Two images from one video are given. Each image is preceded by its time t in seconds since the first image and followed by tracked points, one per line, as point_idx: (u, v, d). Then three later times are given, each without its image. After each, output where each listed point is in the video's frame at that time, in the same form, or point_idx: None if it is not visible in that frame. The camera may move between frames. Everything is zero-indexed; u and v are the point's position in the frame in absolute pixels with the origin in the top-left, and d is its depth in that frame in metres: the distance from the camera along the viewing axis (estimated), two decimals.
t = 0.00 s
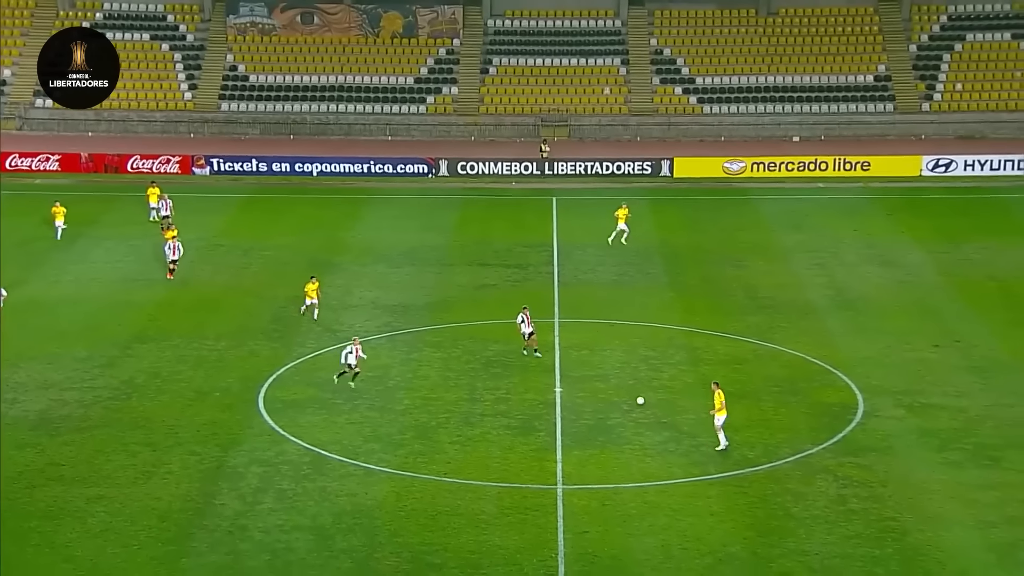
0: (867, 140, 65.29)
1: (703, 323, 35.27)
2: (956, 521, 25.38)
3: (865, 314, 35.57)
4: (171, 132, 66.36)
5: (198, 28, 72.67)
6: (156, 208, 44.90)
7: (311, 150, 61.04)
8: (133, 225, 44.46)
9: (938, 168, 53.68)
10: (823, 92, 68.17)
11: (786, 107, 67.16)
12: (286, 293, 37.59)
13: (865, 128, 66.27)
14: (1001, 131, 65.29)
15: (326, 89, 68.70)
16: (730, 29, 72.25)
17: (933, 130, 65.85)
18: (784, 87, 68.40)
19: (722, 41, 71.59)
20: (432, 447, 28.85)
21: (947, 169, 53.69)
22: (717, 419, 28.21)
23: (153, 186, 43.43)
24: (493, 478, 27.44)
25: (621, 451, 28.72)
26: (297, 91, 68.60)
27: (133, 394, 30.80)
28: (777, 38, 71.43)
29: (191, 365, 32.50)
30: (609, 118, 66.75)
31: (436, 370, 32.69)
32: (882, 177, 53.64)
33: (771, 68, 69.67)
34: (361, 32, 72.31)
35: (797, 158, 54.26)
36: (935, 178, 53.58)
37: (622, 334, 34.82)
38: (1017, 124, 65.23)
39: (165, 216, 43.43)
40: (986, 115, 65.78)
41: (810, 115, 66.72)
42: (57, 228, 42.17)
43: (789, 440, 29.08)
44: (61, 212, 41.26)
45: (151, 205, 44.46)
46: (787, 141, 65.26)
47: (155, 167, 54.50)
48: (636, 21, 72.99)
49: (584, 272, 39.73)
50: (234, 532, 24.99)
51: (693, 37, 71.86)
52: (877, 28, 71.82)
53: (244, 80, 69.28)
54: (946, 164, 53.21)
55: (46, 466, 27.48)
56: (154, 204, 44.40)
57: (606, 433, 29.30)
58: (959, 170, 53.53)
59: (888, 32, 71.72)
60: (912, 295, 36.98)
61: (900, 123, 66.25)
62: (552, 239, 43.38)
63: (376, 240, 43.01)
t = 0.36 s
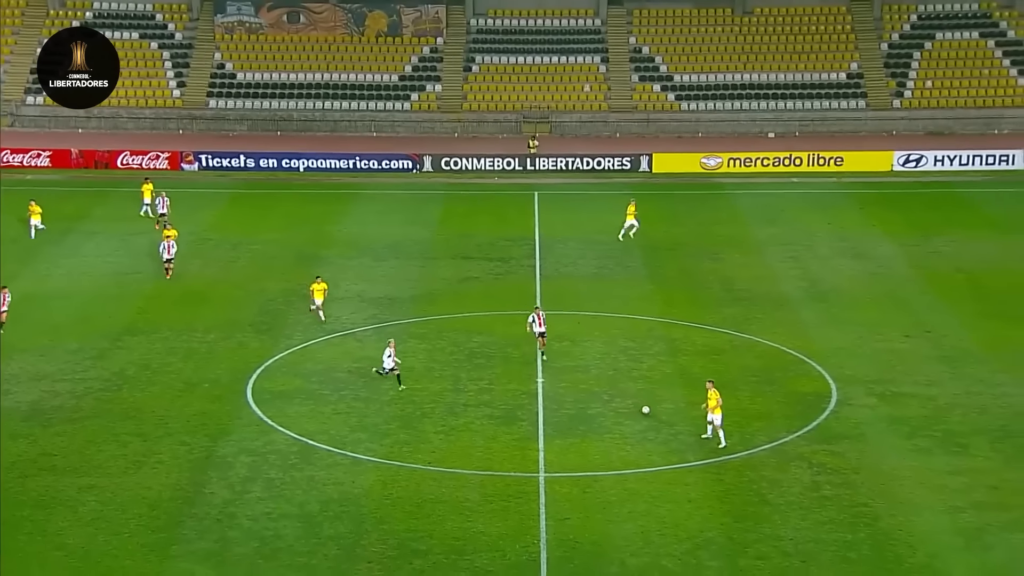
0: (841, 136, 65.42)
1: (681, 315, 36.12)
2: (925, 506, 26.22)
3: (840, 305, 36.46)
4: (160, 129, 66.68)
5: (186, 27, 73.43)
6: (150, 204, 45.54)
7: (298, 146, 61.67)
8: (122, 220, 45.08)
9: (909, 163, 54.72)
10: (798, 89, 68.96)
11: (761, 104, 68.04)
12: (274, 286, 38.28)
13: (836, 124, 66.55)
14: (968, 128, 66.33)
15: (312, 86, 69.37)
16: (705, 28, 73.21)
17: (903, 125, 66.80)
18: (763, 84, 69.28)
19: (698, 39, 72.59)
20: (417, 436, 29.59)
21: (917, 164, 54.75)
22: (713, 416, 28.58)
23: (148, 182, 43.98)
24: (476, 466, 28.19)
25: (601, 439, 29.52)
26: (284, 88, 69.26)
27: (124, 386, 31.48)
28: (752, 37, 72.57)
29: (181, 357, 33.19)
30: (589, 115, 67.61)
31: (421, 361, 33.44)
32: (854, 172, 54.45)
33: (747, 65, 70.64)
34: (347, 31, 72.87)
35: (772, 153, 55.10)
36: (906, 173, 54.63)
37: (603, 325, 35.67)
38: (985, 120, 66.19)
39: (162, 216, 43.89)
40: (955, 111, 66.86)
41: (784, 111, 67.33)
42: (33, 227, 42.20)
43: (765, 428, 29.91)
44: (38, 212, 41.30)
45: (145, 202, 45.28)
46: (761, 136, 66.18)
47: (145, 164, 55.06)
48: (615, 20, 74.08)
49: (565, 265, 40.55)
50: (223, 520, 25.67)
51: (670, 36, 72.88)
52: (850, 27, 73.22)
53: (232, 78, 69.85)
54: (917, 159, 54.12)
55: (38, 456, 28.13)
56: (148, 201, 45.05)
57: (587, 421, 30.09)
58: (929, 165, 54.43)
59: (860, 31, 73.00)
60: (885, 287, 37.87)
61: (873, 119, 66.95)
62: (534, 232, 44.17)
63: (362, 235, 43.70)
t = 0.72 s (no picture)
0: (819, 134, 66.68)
1: (664, 308, 37.04)
2: (898, 492, 27.08)
3: (817, 299, 37.43)
4: (154, 127, 67.40)
5: (180, 27, 74.09)
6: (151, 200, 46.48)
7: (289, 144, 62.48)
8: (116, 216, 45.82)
9: (883, 161, 55.89)
10: (778, 88, 69.82)
11: (740, 103, 69.03)
12: (265, 281, 39.06)
13: (815, 122, 67.80)
14: (941, 126, 67.47)
15: (303, 85, 70.14)
16: (686, 28, 74.29)
17: (878, 124, 67.94)
18: (745, 83, 70.28)
19: (679, 39, 73.60)
20: (406, 426, 30.39)
21: (891, 161, 55.90)
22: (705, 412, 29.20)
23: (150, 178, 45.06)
24: (464, 455, 29.00)
25: (585, 428, 30.38)
26: (274, 87, 69.99)
27: (120, 378, 32.25)
28: (732, 37, 73.68)
29: (175, 350, 33.96)
30: (573, 114, 68.22)
31: (409, 354, 34.27)
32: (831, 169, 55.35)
33: (727, 65, 71.65)
34: (336, 31, 73.64)
35: (751, 150, 56.27)
36: (880, 169, 55.93)
37: (586, 318, 36.60)
38: (956, 118, 67.36)
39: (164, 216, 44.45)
40: (927, 110, 68.12)
41: (764, 109, 68.33)
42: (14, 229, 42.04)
43: (744, 418, 30.80)
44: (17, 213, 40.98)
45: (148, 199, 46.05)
46: (740, 134, 66.67)
47: (138, 161, 55.74)
48: (600, 21, 74.80)
49: (550, 259, 41.46)
50: (217, 509, 26.43)
51: (651, 37, 73.80)
52: (826, 28, 74.32)
53: (224, 77, 70.56)
54: (890, 157, 55.31)
55: (36, 446, 28.86)
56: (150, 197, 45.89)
57: (571, 412, 30.96)
58: (903, 162, 55.77)
59: (836, 31, 74.15)
60: (861, 280, 38.83)
61: (848, 118, 68.15)
62: (519, 228, 45.04)
63: (351, 230, 44.49)
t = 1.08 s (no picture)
0: (798, 131, 68.14)
1: (648, 301, 37.86)
2: (876, 479, 27.85)
3: (797, 292, 38.26)
4: (149, 124, 68.73)
5: (173, 26, 74.58)
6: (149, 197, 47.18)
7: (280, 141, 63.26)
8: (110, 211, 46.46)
9: (861, 156, 56.84)
10: (758, 86, 70.85)
11: (723, 100, 70.03)
12: (258, 275, 39.75)
13: (794, 119, 69.24)
14: (918, 123, 69.05)
15: (295, 83, 70.89)
16: (670, 27, 75.11)
17: (856, 121, 69.34)
18: (729, 81, 71.24)
19: (664, 38, 74.47)
20: (396, 417, 31.12)
21: (869, 157, 56.91)
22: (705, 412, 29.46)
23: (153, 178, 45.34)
24: (452, 445, 29.70)
25: (571, 419, 31.14)
26: (267, 85, 70.67)
27: (115, 370, 32.93)
28: (713, 36, 74.47)
29: (169, 343, 34.64)
30: (561, 110, 69.35)
31: (399, 346, 35.00)
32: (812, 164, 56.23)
33: (709, 63, 72.51)
34: (327, 30, 74.11)
35: (733, 146, 57.17)
36: (859, 165, 56.75)
37: (573, 311, 37.39)
38: (932, 115, 68.85)
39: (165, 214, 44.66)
40: (903, 107, 69.39)
41: (746, 106, 69.53)
42: None
43: (727, 408, 31.58)
44: None
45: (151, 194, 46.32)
46: (722, 131, 68.48)
47: (133, 157, 56.35)
48: (584, 21, 75.50)
49: (537, 253, 42.25)
50: (210, 498, 27.10)
51: (636, 36, 74.61)
52: (805, 27, 75.00)
53: (217, 75, 71.37)
54: (869, 152, 56.45)
55: (33, 437, 29.52)
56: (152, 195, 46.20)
57: (557, 402, 31.73)
58: (881, 158, 56.79)
59: (815, 31, 74.84)
60: (839, 273, 39.69)
61: (826, 115, 69.60)
62: (506, 222, 45.81)
63: (342, 225, 45.19)
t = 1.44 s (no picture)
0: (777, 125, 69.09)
1: (632, 292, 38.72)
2: (852, 464, 28.69)
3: (777, 282, 39.16)
4: (142, 119, 68.90)
5: (166, 23, 75.10)
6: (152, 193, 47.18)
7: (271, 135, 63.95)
8: (103, 205, 47.07)
9: (839, 150, 57.89)
10: (738, 82, 71.82)
11: (704, 95, 70.96)
12: (250, 267, 40.44)
13: (774, 114, 70.13)
14: (893, 117, 70.29)
15: (285, 79, 71.64)
16: (652, 24, 76.00)
17: (833, 115, 70.41)
18: (710, 77, 72.23)
19: (647, 35, 75.44)
20: (385, 405, 31.88)
21: (846, 151, 57.96)
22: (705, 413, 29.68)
23: (155, 172, 45.03)
24: (441, 433, 30.47)
25: (557, 407, 31.93)
26: (258, 81, 71.39)
27: (110, 360, 33.63)
28: (694, 32, 75.44)
29: (163, 334, 35.34)
30: (545, 106, 70.03)
31: (389, 336, 35.76)
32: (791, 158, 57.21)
33: (690, 59, 73.48)
34: (316, 26, 74.93)
35: (714, 140, 58.05)
36: (837, 159, 57.68)
37: (558, 301, 38.24)
38: (907, 109, 70.15)
39: (162, 208, 45.15)
40: (880, 102, 70.66)
41: (726, 101, 70.39)
42: None
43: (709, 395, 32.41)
44: None
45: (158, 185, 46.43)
46: (703, 125, 69.32)
47: (126, 152, 56.95)
48: (568, 17, 76.48)
49: (524, 245, 43.05)
50: (204, 485, 27.79)
51: (621, 32, 75.46)
52: (784, 24, 75.96)
53: (209, 71, 71.84)
54: (846, 146, 57.42)
55: (29, 426, 30.18)
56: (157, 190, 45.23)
57: (543, 391, 32.54)
58: (857, 152, 57.83)
59: (794, 27, 75.81)
60: (818, 264, 40.61)
61: (805, 109, 70.24)
62: (493, 215, 46.59)
63: (332, 218, 45.89)
